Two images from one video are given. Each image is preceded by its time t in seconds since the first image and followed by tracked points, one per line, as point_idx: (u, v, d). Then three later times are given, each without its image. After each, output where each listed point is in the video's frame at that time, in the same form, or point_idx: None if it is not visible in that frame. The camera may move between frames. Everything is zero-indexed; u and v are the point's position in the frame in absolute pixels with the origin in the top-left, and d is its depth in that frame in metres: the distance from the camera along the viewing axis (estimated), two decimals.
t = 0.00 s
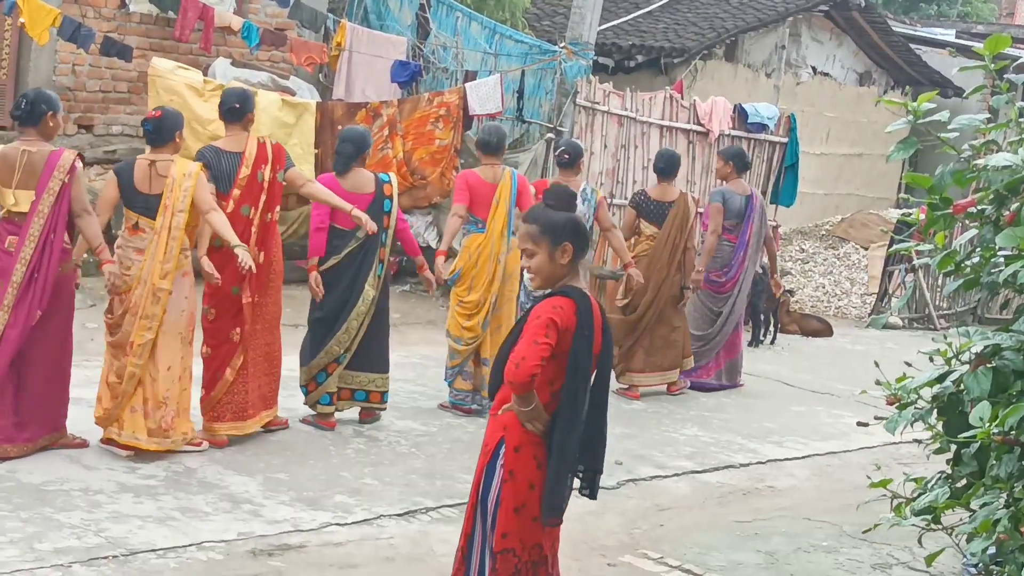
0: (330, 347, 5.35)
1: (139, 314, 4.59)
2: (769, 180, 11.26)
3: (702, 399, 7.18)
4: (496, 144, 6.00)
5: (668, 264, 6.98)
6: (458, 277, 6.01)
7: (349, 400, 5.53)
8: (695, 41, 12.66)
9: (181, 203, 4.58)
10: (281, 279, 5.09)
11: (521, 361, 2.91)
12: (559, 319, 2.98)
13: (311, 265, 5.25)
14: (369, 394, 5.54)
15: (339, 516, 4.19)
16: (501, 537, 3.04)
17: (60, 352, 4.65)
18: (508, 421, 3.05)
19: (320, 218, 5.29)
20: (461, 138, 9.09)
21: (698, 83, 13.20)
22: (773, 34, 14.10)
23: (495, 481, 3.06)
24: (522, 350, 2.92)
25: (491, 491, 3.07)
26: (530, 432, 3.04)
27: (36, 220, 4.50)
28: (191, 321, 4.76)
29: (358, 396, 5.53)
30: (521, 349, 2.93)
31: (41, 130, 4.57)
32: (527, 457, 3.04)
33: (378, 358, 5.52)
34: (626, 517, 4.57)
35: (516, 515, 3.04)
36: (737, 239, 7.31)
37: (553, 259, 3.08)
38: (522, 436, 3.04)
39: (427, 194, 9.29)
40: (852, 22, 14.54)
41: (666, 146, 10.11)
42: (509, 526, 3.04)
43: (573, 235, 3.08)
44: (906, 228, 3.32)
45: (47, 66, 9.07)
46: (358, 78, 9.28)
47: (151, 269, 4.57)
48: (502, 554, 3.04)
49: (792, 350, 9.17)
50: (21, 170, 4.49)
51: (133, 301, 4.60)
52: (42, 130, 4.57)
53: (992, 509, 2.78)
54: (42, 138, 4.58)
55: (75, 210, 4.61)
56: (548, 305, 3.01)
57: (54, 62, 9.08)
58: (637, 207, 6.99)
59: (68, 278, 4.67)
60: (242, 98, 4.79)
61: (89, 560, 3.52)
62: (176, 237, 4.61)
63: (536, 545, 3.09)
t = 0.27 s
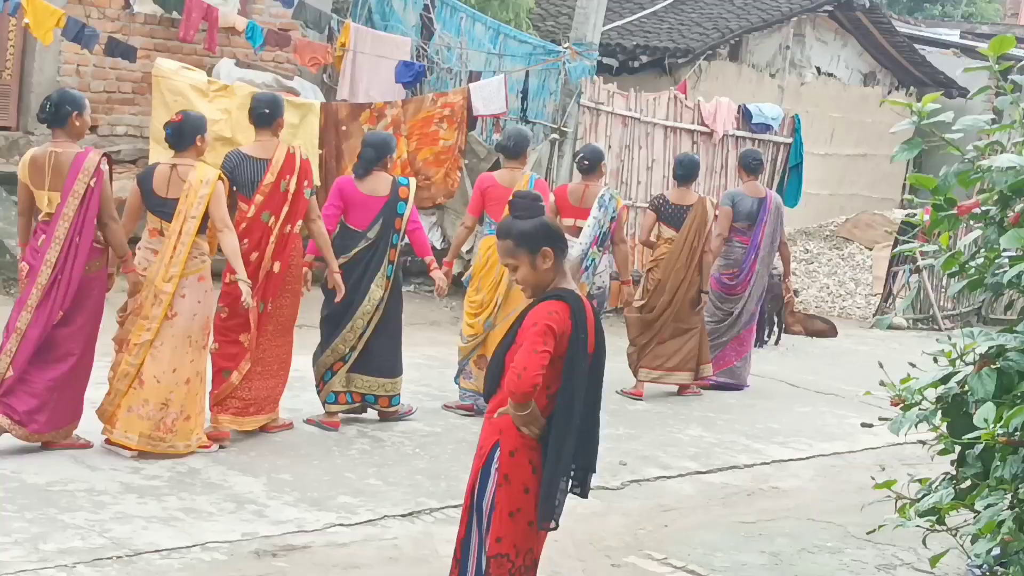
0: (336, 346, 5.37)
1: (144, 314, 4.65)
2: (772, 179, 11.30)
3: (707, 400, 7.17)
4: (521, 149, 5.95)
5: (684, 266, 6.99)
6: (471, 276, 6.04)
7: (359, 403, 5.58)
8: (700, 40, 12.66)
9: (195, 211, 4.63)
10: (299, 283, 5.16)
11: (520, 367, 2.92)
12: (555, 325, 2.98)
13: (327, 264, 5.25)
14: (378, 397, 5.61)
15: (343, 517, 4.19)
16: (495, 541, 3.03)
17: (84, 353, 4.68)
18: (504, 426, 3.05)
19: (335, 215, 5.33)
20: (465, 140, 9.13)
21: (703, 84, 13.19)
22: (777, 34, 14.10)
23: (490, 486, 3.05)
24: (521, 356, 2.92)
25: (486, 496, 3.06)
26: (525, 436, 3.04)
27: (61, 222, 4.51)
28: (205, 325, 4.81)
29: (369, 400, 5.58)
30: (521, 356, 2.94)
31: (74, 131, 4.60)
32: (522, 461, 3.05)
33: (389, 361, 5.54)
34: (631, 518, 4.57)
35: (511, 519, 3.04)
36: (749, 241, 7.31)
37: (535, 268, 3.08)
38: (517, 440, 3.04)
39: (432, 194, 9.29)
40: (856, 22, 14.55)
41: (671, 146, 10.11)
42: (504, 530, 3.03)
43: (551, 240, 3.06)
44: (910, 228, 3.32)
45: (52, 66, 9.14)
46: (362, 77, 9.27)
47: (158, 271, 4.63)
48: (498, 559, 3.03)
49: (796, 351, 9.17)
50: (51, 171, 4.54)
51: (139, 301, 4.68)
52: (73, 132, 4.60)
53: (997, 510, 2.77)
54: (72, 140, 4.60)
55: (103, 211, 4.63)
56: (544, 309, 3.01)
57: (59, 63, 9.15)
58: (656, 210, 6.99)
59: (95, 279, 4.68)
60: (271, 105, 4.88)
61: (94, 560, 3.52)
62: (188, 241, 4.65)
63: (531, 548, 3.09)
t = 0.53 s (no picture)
0: (349, 340, 5.44)
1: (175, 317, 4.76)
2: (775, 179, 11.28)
3: (710, 400, 7.17)
4: (540, 148, 6.28)
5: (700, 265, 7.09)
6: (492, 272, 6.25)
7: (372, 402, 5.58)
8: (702, 41, 12.66)
9: (213, 216, 4.69)
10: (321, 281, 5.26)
11: (521, 375, 2.92)
12: (549, 327, 2.98)
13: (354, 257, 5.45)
14: (390, 396, 5.61)
15: (347, 517, 4.19)
16: (505, 542, 3.04)
17: (109, 352, 4.68)
18: (502, 428, 3.05)
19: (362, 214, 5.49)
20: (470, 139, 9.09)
21: (706, 84, 13.17)
22: (780, 34, 14.10)
23: (492, 488, 3.05)
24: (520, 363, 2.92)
25: (489, 500, 3.06)
26: (523, 437, 3.04)
27: (77, 222, 4.58)
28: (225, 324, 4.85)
29: (380, 399, 5.58)
30: (522, 364, 2.93)
31: (99, 131, 4.69)
32: (523, 462, 3.04)
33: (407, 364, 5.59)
34: (634, 518, 4.57)
35: (517, 520, 3.04)
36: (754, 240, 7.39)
37: (514, 268, 3.07)
38: (517, 442, 3.04)
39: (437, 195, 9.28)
40: (858, 22, 14.54)
41: (674, 146, 10.11)
42: (512, 531, 3.04)
43: (525, 239, 3.05)
44: (914, 228, 3.31)
45: (54, 67, 9.17)
46: (366, 78, 9.29)
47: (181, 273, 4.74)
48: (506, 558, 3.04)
49: (800, 352, 9.16)
50: (72, 170, 4.66)
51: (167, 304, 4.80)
52: (99, 131, 4.69)
53: (999, 511, 2.77)
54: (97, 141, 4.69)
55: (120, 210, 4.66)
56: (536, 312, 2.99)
57: (61, 63, 9.17)
58: (679, 211, 7.21)
59: (120, 276, 4.69)
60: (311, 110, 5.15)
61: (97, 560, 3.52)
62: (212, 243, 4.74)
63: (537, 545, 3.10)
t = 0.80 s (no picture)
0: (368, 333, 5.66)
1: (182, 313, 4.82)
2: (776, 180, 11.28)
3: (710, 401, 7.17)
4: (548, 149, 6.27)
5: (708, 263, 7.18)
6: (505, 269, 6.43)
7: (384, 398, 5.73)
8: (703, 41, 12.66)
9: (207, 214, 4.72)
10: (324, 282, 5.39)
11: (528, 370, 2.89)
12: (540, 323, 3.00)
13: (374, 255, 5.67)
14: (403, 395, 5.73)
15: (348, 517, 4.19)
16: (503, 541, 3.01)
17: (99, 351, 4.71)
18: (494, 426, 3.02)
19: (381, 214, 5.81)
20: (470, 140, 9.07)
21: (706, 84, 13.17)
22: (781, 34, 14.10)
23: (486, 489, 3.01)
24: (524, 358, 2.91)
25: (485, 500, 3.00)
26: (515, 434, 3.03)
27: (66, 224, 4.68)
28: (225, 325, 4.89)
29: (391, 397, 5.71)
30: (525, 359, 2.91)
31: (112, 133, 4.71)
32: (515, 459, 3.03)
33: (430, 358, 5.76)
34: (635, 519, 4.57)
35: (513, 517, 3.03)
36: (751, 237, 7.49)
37: (490, 262, 3.05)
38: (509, 440, 3.02)
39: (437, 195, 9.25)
40: (859, 23, 14.54)
41: (674, 146, 10.11)
42: (509, 529, 3.02)
43: (504, 234, 3.06)
44: (916, 228, 3.30)
45: (55, 67, 9.18)
46: (366, 79, 9.22)
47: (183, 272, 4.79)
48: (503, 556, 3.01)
49: (800, 352, 9.15)
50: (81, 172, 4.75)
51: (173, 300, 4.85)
52: (111, 133, 4.71)
53: (1001, 512, 2.76)
54: (106, 143, 4.72)
55: (107, 210, 4.68)
56: (522, 307, 3.00)
57: (62, 64, 9.19)
58: (689, 213, 7.40)
59: (110, 276, 4.71)
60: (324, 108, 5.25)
61: (98, 561, 3.52)
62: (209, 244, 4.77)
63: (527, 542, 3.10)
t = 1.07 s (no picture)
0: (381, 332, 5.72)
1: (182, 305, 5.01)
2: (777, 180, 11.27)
3: (711, 402, 7.17)
4: (554, 151, 6.29)
5: (704, 261, 7.29)
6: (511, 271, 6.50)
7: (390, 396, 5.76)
8: (704, 42, 12.66)
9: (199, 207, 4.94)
10: (329, 280, 5.46)
11: (513, 343, 2.78)
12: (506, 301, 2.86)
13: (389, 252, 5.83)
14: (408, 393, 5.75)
15: (349, 518, 4.19)
16: (489, 528, 2.90)
17: (102, 346, 4.72)
18: (473, 416, 2.89)
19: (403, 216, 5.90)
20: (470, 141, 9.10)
21: (707, 85, 13.18)
22: (781, 35, 14.10)
23: (471, 480, 2.87)
24: (508, 337, 2.79)
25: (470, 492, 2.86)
26: (494, 420, 2.91)
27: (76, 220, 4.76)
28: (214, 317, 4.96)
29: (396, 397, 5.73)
30: (505, 335, 2.79)
31: (126, 133, 4.73)
32: (497, 445, 2.92)
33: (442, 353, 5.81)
34: (636, 519, 4.57)
35: (496, 502, 2.92)
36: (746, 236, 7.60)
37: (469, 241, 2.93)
38: (490, 426, 2.90)
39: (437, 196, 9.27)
40: (860, 23, 14.54)
41: (675, 147, 10.11)
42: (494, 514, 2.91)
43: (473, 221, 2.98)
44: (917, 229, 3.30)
45: (56, 68, 9.21)
46: (367, 80, 9.22)
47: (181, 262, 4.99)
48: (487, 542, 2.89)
49: (801, 353, 9.15)
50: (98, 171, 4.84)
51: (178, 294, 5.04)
52: (125, 133, 4.73)
53: (1003, 512, 2.76)
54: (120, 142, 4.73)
55: (113, 208, 4.72)
56: (488, 289, 2.86)
57: (63, 64, 9.21)
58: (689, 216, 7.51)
59: (113, 272, 4.73)
60: (338, 110, 5.40)
61: (98, 561, 3.52)
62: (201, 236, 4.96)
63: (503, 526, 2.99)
